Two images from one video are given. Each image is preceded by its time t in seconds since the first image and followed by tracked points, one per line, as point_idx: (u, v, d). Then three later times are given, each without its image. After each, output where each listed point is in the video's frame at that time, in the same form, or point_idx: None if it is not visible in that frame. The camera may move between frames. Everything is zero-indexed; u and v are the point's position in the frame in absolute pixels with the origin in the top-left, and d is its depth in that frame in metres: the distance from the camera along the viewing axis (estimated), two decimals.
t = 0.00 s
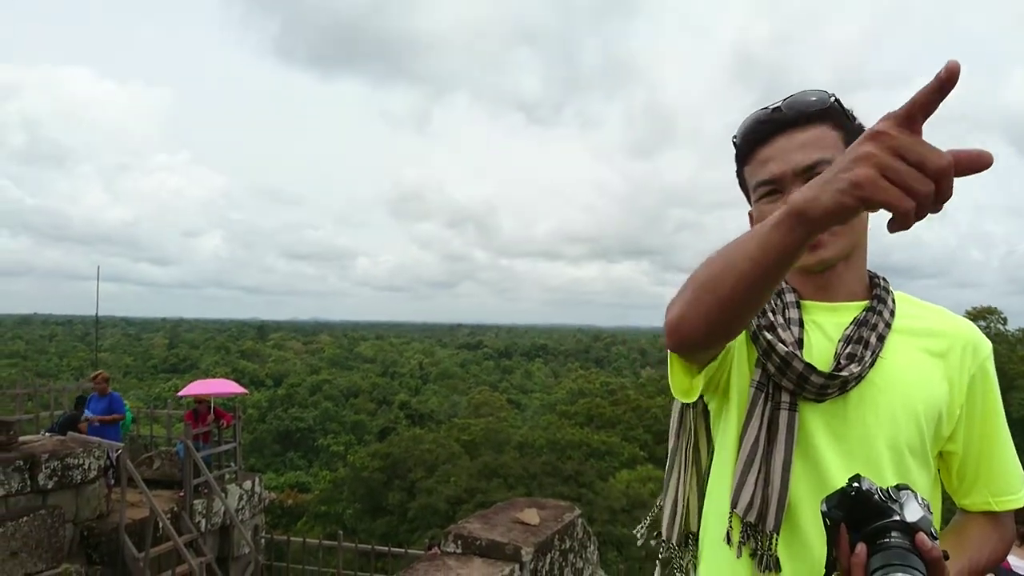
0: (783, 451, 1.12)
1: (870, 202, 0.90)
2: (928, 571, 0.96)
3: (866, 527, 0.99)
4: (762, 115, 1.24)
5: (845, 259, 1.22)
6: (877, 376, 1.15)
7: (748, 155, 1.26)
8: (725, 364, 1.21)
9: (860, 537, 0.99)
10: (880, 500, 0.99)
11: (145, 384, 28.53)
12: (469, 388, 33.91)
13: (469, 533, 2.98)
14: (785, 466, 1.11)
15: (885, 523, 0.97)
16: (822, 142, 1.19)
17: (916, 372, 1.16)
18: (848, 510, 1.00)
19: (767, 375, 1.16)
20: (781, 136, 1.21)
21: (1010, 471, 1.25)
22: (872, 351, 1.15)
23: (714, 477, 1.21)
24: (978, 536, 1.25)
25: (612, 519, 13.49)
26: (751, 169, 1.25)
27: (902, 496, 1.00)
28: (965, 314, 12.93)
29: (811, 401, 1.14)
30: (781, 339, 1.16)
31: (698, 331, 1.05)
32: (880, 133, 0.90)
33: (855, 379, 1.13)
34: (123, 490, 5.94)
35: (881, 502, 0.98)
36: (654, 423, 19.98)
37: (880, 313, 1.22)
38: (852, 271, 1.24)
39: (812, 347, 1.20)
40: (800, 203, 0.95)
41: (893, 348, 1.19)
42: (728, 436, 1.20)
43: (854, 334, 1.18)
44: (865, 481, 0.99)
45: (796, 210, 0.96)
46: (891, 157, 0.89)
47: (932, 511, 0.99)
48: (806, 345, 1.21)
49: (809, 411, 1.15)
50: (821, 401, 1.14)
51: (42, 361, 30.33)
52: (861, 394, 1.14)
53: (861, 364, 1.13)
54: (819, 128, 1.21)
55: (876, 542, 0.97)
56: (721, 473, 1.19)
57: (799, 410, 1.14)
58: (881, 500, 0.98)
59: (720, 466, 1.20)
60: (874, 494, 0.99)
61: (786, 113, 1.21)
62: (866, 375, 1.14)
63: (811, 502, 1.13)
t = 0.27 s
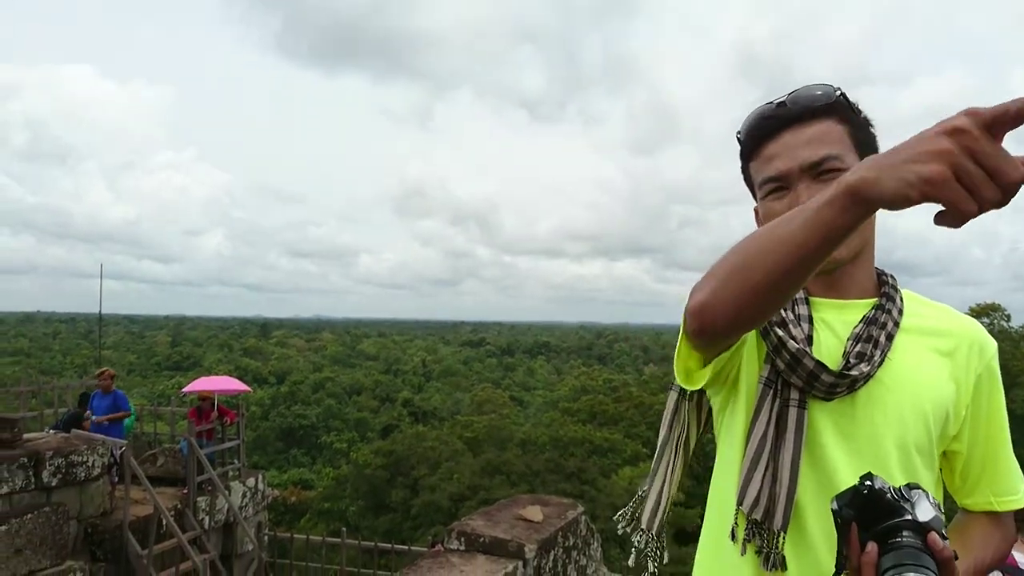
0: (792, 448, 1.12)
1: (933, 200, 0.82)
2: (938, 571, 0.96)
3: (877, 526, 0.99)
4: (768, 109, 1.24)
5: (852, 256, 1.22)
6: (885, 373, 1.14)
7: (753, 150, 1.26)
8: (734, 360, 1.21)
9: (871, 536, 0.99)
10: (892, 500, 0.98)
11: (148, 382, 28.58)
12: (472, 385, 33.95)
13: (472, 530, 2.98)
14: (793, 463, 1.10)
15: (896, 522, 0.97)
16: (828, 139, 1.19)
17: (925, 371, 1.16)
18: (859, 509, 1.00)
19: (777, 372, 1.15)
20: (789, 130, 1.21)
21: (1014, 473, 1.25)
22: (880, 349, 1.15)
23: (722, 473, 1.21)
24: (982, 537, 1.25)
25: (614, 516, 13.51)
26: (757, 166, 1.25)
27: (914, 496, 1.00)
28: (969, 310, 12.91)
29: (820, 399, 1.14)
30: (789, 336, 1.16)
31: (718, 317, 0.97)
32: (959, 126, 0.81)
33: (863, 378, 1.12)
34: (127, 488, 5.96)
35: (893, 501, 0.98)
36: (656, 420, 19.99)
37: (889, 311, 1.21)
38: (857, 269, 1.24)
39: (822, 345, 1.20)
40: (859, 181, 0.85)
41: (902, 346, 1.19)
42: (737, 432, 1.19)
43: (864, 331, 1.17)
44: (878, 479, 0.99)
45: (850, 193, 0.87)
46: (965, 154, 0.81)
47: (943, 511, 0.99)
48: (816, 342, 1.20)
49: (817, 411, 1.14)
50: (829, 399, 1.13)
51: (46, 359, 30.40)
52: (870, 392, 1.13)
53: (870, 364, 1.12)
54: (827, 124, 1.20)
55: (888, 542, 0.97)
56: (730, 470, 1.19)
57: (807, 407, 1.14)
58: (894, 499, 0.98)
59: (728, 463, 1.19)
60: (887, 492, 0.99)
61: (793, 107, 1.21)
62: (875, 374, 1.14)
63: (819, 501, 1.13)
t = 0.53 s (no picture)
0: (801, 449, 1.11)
1: (890, 126, 0.80)
2: None
3: (891, 532, 0.98)
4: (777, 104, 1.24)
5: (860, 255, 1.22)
6: (893, 373, 1.14)
7: (758, 143, 1.26)
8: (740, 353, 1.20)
9: (886, 544, 0.99)
10: (911, 507, 0.98)
11: (151, 381, 28.62)
12: (474, 384, 33.94)
13: (475, 529, 2.98)
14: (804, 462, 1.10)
15: (913, 530, 0.97)
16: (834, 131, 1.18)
17: (932, 371, 1.16)
18: (877, 515, 0.99)
19: (784, 369, 1.15)
20: (797, 122, 1.21)
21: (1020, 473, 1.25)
22: (888, 348, 1.15)
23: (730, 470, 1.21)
24: (987, 538, 1.25)
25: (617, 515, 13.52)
26: (762, 160, 1.25)
27: (931, 503, 1.00)
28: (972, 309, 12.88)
29: (826, 398, 1.13)
30: (798, 338, 1.15)
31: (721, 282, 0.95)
32: (903, 50, 0.79)
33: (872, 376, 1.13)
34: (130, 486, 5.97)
35: (910, 510, 0.98)
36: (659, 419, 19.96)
37: (896, 308, 1.21)
38: (867, 266, 1.24)
39: (827, 344, 1.20)
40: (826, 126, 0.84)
41: (909, 345, 1.19)
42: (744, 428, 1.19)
43: (871, 331, 1.17)
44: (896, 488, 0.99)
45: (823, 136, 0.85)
46: (913, 74, 0.78)
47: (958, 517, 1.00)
48: (822, 341, 1.20)
49: (824, 410, 1.14)
50: (834, 399, 1.13)
51: (49, 358, 30.46)
52: (877, 392, 1.13)
53: (877, 362, 1.12)
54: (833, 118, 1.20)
55: (903, 550, 0.97)
56: (739, 466, 1.19)
57: (813, 406, 1.14)
58: (911, 507, 0.98)
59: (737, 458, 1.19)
60: (904, 500, 0.99)
61: (801, 101, 1.21)
62: (882, 374, 1.14)
63: (827, 503, 1.12)
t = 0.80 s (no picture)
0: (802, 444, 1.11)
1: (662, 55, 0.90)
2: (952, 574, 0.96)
3: (890, 529, 0.98)
4: (787, 99, 1.24)
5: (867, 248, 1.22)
6: (897, 369, 1.14)
7: (767, 137, 1.27)
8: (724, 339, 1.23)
9: (884, 539, 0.99)
10: (907, 503, 0.98)
11: (155, 376, 28.66)
12: (478, 379, 34.00)
13: (478, 524, 2.98)
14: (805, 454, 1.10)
15: (911, 527, 0.97)
16: (842, 126, 1.19)
17: (937, 366, 1.16)
18: (873, 510, 0.99)
19: (783, 363, 1.16)
20: (805, 116, 1.22)
21: None
22: (892, 343, 1.15)
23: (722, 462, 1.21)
24: (998, 538, 1.25)
25: (621, 511, 13.54)
26: (771, 154, 1.26)
27: (930, 500, 1.00)
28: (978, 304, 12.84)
29: (826, 392, 1.14)
30: (796, 332, 1.16)
31: (638, 231, 1.07)
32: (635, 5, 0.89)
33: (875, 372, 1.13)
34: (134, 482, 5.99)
35: (907, 505, 0.98)
36: (662, 414, 19.98)
37: (902, 305, 1.21)
38: (874, 261, 1.24)
39: (829, 338, 1.20)
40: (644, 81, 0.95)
41: (913, 342, 1.19)
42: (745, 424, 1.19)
43: (874, 326, 1.18)
44: (895, 484, 0.99)
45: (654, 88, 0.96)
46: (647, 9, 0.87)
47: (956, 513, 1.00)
48: (824, 336, 1.20)
49: (825, 404, 1.14)
50: (833, 394, 1.14)
51: (54, 354, 30.52)
52: (880, 387, 1.14)
53: (877, 356, 1.13)
54: (843, 112, 1.21)
55: (901, 547, 0.97)
56: (736, 457, 1.19)
57: (815, 401, 1.14)
58: (909, 503, 0.98)
59: (729, 449, 1.20)
60: (903, 496, 0.99)
61: (808, 96, 1.22)
62: (885, 369, 1.14)
63: (827, 497, 1.12)
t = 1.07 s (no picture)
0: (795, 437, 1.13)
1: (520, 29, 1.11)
2: (927, 572, 0.94)
3: (863, 525, 0.99)
4: (797, 96, 1.26)
5: (871, 245, 1.23)
6: (897, 362, 1.15)
7: (777, 134, 1.29)
8: (723, 328, 1.29)
9: (860, 535, 0.99)
10: (880, 496, 0.98)
11: (160, 377, 28.72)
12: (481, 379, 34.03)
13: (482, 523, 2.99)
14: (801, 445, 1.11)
15: (886, 522, 0.97)
16: (849, 122, 1.20)
17: (941, 363, 1.15)
18: (848, 506, 0.99)
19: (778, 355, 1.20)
20: (813, 113, 1.23)
21: None
22: (887, 340, 1.15)
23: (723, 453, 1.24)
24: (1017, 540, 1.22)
25: (625, 510, 13.56)
26: (779, 149, 1.28)
27: (908, 495, 0.99)
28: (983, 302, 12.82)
29: (821, 387, 1.16)
30: (790, 326, 1.20)
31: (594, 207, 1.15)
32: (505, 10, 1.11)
33: (873, 366, 1.14)
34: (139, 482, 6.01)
35: (881, 501, 0.98)
36: (666, 414, 19.98)
37: (905, 301, 1.21)
38: (879, 258, 1.24)
39: (830, 333, 1.22)
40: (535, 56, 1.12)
41: (917, 337, 1.19)
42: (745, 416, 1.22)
43: (873, 322, 1.19)
44: (868, 478, 0.99)
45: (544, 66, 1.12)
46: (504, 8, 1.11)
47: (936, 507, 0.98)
48: (822, 332, 1.22)
49: (822, 399, 1.16)
50: (829, 388, 1.16)
51: (59, 355, 30.63)
52: (880, 381, 1.14)
53: (873, 352, 1.13)
54: (851, 108, 1.21)
55: (875, 541, 0.97)
56: (734, 448, 1.23)
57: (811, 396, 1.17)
58: (882, 498, 0.98)
59: (729, 439, 1.24)
60: (875, 491, 0.98)
61: (812, 91, 1.24)
62: (883, 364, 1.15)
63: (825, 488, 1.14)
